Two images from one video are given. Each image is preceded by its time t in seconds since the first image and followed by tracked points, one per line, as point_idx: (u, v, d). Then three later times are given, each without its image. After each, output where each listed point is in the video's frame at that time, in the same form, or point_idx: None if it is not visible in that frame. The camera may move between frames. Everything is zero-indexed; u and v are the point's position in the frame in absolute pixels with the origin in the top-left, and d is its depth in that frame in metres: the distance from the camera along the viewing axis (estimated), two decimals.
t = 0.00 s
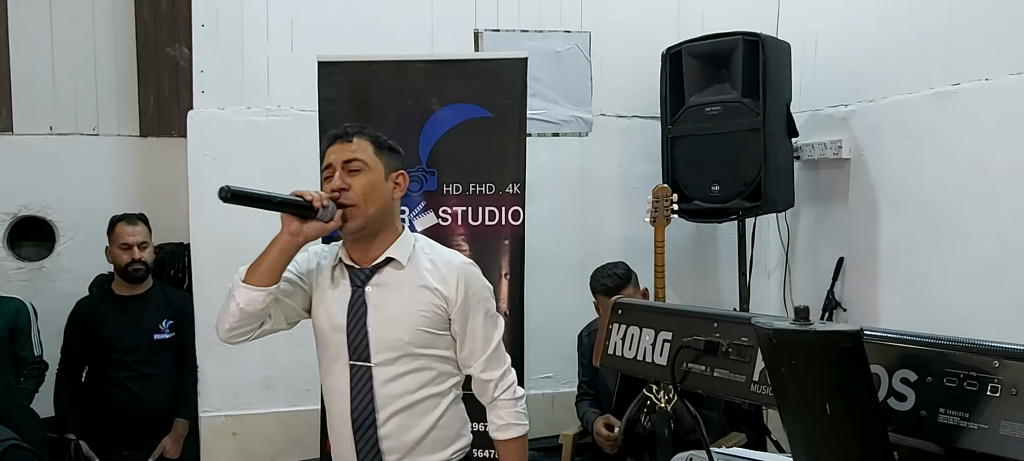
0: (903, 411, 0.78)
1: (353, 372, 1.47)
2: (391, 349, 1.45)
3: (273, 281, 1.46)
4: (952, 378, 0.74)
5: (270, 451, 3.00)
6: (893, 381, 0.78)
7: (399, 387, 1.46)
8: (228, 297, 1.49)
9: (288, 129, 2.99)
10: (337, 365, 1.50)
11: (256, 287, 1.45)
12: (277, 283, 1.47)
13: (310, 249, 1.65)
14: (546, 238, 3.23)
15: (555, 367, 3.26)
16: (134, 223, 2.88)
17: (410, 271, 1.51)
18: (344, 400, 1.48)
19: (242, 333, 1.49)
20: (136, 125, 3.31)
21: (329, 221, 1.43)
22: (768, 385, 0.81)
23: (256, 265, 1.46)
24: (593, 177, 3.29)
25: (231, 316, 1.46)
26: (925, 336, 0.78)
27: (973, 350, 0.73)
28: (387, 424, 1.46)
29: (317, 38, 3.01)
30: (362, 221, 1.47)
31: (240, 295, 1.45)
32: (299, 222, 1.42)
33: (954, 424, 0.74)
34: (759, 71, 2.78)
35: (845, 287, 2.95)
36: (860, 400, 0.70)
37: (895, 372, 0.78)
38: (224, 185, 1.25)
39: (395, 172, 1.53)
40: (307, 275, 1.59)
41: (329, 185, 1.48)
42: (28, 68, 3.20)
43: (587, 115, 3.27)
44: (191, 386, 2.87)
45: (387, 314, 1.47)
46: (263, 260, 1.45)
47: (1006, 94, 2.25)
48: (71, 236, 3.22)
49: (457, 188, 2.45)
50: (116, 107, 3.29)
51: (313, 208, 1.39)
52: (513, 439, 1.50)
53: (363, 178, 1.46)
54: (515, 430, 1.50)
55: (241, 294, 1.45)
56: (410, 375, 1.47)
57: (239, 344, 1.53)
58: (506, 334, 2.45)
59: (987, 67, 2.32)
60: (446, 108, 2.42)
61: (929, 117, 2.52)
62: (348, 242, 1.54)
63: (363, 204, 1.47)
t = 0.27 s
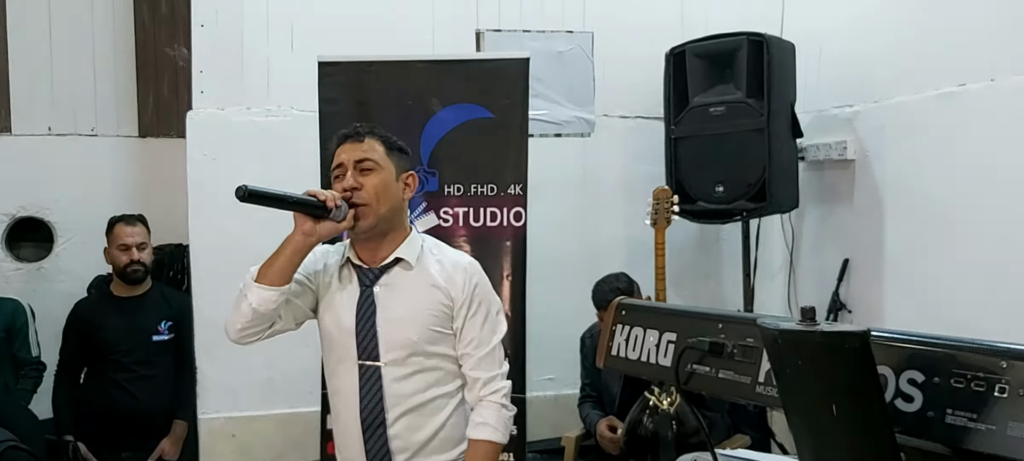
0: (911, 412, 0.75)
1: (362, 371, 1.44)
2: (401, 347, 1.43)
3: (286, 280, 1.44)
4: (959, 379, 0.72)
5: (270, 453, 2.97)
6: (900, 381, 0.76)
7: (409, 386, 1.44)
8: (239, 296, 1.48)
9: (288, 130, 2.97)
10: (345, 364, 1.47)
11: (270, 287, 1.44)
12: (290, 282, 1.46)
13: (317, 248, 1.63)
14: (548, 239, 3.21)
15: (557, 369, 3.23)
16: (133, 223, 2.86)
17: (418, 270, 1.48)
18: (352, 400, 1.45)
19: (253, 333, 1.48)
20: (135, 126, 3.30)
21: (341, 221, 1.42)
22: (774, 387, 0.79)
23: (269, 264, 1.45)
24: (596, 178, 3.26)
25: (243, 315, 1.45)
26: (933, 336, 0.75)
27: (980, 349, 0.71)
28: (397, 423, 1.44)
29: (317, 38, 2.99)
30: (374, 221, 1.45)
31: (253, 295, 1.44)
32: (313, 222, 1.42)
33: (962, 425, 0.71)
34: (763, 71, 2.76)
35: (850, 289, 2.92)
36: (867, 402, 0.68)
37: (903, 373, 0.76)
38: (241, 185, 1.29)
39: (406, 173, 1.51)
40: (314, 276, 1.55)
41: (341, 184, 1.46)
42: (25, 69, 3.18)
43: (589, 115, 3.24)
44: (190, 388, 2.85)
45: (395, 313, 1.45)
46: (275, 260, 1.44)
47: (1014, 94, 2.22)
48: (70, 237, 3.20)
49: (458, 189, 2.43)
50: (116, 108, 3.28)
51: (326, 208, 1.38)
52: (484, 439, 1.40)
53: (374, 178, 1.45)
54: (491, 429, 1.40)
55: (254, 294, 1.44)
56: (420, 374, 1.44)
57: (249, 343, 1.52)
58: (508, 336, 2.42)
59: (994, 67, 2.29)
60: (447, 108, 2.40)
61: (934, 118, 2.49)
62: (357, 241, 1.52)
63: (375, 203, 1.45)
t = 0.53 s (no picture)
0: (905, 408, 0.79)
1: (363, 367, 1.49)
2: (399, 344, 1.47)
3: (292, 278, 1.49)
4: (953, 376, 0.76)
5: (273, 449, 3.02)
6: (895, 378, 0.80)
7: (409, 381, 1.48)
8: (246, 293, 1.53)
9: (291, 131, 3.01)
10: (347, 360, 1.52)
11: (277, 284, 1.48)
12: (297, 280, 1.51)
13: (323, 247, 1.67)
14: (548, 239, 3.26)
15: (555, 367, 3.27)
16: (139, 223, 2.91)
17: (418, 269, 1.52)
18: (354, 394, 1.50)
19: (261, 329, 1.52)
20: (141, 126, 3.34)
21: (347, 220, 1.45)
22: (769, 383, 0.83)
23: (277, 262, 1.49)
24: (595, 178, 3.31)
25: (252, 312, 1.50)
26: (927, 334, 0.80)
27: (973, 348, 0.75)
28: (396, 418, 1.48)
29: (321, 40, 3.03)
30: (377, 220, 1.49)
31: (261, 292, 1.49)
32: (319, 220, 1.45)
33: (955, 421, 0.76)
34: (760, 74, 2.80)
35: (844, 288, 2.97)
36: (862, 396, 0.69)
37: (898, 370, 0.80)
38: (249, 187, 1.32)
39: (410, 173, 1.55)
40: (320, 273, 1.61)
41: (346, 183, 1.50)
42: (33, 69, 3.22)
43: (589, 117, 3.29)
44: (194, 385, 2.89)
45: (396, 311, 1.49)
46: (283, 257, 1.49)
47: (1007, 97, 2.27)
48: (76, 236, 3.24)
49: (460, 190, 2.47)
50: (121, 108, 3.32)
51: (331, 207, 1.42)
52: (477, 433, 1.43)
53: (379, 178, 1.49)
54: (485, 422, 1.43)
55: (262, 291, 1.49)
56: (418, 371, 1.48)
57: (256, 339, 1.57)
58: (508, 334, 2.46)
59: (988, 71, 2.34)
60: (450, 110, 2.45)
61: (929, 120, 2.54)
62: (360, 240, 1.56)
63: (379, 203, 1.49)
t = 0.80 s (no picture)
0: (911, 408, 0.73)
1: (361, 367, 1.47)
2: (397, 343, 1.45)
3: (288, 278, 1.48)
4: (959, 375, 0.70)
5: (272, 450, 2.99)
6: (900, 377, 0.74)
7: (407, 381, 1.46)
8: (242, 292, 1.52)
9: (291, 129, 2.99)
10: (345, 360, 1.50)
11: (272, 284, 1.47)
12: (292, 280, 1.49)
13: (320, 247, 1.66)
14: (550, 239, 3.23)
15: (557, 367, 3.25)
16: (138, 222, 2.89)
17: (415, 268, 1.50)
18: (352, 395, 1.48)
19: (256, 329, 1.51)
20: (140, 125, 3.32)
21: (342, 219, 1.45)
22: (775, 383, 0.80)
23: (272, 262, 1.48)
24: (597, 178, 3.28)
25: (248, 312, 1.49)
26: (934, 332, 0.73)
27: (981, 346, 0.69)
28: (395, 418, 1.46)
29: (321, 38, 3.02)
30: (371, 220, 1.47)
31: (256, 292, 1.48)
32: (314, 220, 1.44)
33: (961, 422, 0.69)
34: (764, 72, 2.77)
35: (849, 289, 2.94)
36: (869, 396, 0.66)
37: (903, 369, 0.73)
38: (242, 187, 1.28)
39: (405, 173, 1.53)
40: (317, 273, 1.60)
41: (342, 184, 1.48)
42: (33, 67, 3.21)
43: (591, 116, 3.26)
44: (194, 385, 2.88)
45: (393, 310, 1.46)
46: (278, 257, 1.48)
47: (1014, 96, 2.24)
48: (75, 235, 3.22)
49: (461, 189, 2.45)
50: (121, 107, 3.30)
51: (327, 207, 1.41)
52: (518, 427, 1.41)
53: (374, 178, 1.47)
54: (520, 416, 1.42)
55: (258, 291, 1.48)
56: (417, 370, 1.46)
57: (252, 339, 1.56)
58: (509, 335, 2.44)
59: (994, 69, 2.31)
60: (451, 108, 2.42)
61: (934, 119, 2.51)
62: (357, 239, 1.54)
63: (374, 203, 1.47)
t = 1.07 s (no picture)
0: (914, 409, 0.71)
1: (362, 368, 1.47)
2: (397, 344, 1.45)
3: (284, 280, 1.47)
4: (962, 376, 0.67)
5: (274, 449, 3.00)
6: (903, 378, 0.71)
7: (408, 381, 1.46)
8: (239, 296, 1.51)
9: (294, 129, 2.99)
10: (346, 361, 1.50)
11: (269, 287, 1.46)
12: (289, 282, 1.49)
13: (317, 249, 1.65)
14: (552, 239, 3.23)
15: (558, 367, 3.25)
16: (141, 222, 2.90)
17: (413, 269, 1.50)
18: (354, 396, 1.48)
19: (254, 332, 1.50)
20: (143, 124, 3.33)
21: (338, 221, 1.44)
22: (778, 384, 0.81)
23: (269, 265, 1.47)
24: (599, 178, 3.29)
25: (245, 316, 1.47)
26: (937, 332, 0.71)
27: (984, 346, 0.67)
28: (397, 418, 1.47)
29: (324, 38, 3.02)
30: (368, 221, 1.48)
31: (253, 295, 1.46)
32: (309, 223, 1.43)
33: (965, 422, 0.67)
34: (767, 73, 2.77)
35: (851, 289, 2.94)
36: (872, 397, 0.66)
37: (905, 370, 0.71)
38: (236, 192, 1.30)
39: (400, 173, 1.53)
40: (315, 275, 1.59)
41: (337, 187, 1.49)
42: (36, 67, 3.21)
43: (593, 116, 3.27)
44: (196, 385, 2.88)
45: (392, 311, 1.47)
46: (275, 260, 1.47)
47: (1017, 97, 2.24)
48: (77, 235, 3.23)
49: (463, 189, 2.45)
50: (124, 107, 3.31)
51: (321, 209, 1.41)
52: (531, 420, 1.42)
53: (368, 180, 1.47)
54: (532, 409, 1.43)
55: (254, 294, 1.47)
56: (418, 371, 1.46)
57: (251, 343, 1.55)
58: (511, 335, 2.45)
59: (997, 69, 2.31)
60: (453, 109, 2.43)
61: (936, 120, 2.51)
62: (354, 240, 1.54)
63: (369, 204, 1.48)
